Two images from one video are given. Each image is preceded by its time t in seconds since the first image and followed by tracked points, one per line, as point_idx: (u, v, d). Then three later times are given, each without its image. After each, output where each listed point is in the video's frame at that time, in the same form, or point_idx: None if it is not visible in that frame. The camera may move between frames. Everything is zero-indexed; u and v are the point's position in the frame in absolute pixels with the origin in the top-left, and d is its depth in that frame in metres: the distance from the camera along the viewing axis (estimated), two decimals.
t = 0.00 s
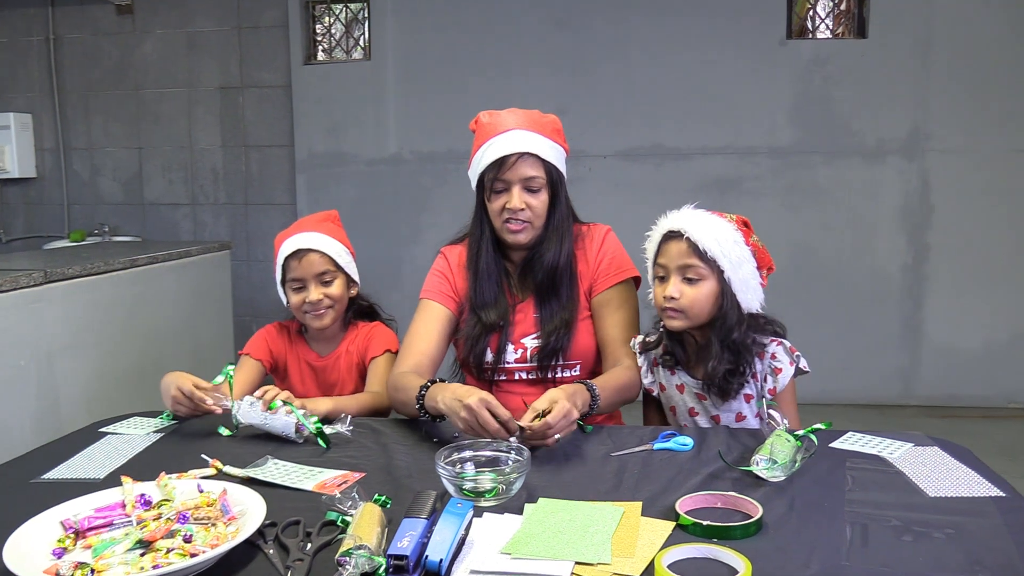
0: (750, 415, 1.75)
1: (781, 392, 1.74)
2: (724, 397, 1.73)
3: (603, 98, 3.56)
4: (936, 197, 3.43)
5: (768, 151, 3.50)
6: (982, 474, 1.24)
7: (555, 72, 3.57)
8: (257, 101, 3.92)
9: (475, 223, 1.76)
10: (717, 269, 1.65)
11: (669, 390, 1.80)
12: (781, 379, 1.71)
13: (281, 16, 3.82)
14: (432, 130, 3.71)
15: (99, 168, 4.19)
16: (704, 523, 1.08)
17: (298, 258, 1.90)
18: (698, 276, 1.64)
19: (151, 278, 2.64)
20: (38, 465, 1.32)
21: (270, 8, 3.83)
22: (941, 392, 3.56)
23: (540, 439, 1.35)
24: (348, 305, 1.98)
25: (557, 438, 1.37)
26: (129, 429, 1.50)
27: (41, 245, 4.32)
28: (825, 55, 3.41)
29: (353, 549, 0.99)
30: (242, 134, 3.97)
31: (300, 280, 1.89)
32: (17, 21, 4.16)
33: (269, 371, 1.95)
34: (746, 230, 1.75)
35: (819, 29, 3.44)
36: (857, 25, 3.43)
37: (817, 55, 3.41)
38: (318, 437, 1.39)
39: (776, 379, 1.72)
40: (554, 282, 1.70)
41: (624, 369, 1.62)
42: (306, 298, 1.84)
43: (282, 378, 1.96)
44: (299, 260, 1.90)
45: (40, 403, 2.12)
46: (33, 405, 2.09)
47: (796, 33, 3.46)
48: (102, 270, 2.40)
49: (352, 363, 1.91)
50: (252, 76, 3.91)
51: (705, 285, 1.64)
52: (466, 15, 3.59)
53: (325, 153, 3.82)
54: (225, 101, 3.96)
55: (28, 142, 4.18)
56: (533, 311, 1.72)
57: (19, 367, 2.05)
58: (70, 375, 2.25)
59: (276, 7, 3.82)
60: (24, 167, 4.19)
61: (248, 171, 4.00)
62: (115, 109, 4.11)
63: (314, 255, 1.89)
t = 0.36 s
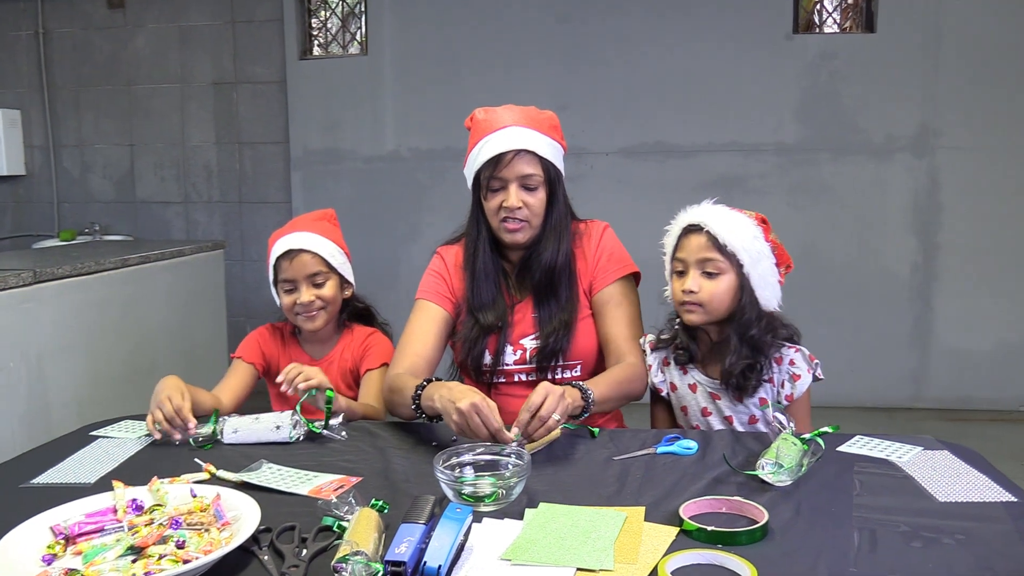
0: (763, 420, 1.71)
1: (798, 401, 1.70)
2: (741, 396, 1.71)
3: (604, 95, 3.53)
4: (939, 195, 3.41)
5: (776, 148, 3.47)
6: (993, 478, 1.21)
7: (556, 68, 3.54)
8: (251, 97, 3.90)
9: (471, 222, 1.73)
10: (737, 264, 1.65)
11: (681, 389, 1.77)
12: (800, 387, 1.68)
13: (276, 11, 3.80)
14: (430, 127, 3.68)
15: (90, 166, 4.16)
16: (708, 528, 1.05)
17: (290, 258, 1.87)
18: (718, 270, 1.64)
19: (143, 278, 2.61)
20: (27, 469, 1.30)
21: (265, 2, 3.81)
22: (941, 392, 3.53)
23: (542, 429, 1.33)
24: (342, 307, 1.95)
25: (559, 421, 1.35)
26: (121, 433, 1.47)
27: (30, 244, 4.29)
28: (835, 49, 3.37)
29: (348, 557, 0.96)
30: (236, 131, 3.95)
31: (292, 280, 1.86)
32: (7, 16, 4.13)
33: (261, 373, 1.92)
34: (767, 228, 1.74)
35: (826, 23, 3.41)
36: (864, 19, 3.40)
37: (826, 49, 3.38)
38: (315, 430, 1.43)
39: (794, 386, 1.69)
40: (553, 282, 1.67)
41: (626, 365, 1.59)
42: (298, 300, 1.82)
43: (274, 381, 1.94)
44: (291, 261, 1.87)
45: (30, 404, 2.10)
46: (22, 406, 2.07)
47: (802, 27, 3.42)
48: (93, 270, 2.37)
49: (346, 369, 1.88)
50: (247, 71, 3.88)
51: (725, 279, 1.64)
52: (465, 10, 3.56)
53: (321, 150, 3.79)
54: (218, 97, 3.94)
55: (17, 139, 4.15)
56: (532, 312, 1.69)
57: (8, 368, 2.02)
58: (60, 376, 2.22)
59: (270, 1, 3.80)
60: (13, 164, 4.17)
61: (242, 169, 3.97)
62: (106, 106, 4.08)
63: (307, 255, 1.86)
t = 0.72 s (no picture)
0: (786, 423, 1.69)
1: (822, 408, 1.73)
2: (770, 397, 1.71)
3: (604, 91, 3.51)
4: (940, 192, 3.38)
5: (780, 145, 3.44)
6: (1002, 482, 1.19)
7: (556, 64, 3.52)
8: (244, 93, 3.87)
9: (468, 222, 1.70)
10: (780, 266, 1.66)
11: (707, 388, 1.76)
12: (827, 394, 1.71)
13: (269, 5, 3.77)
14: (427, 124, 3.65)
15: (79, 163, 4.13)
16: (711, 533, 1.02)
17: (282, 258, 1.84)
18: (761, 273, 1.65)
19: (133, 277, 2.59)
20: (14, 473, 1.27)
21: None
22: (940, 393, 3.51)
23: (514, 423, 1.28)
24: (336, 307, 1.93)
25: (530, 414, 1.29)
26: (111, 436, 1.44)
27: (19, 243, 4.26)
28: (840, 44, 3.35)
29: (344, 564, 0.93)
30: (229, 128, 3.92)
31: (283, 280, 1.83)
32: None
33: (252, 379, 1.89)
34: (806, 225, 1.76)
35: (831, 18, 3.38)
36: (872, 13, 3.35)
37: (832, 44, 3.35)
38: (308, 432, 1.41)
39: (822, 393, 1.72)
40: (551, 283, 1.64)
41: (628, 353, 1.54)
42: (289, 300, 1.79)
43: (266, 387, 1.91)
44: (283, 260, 1.84)
45: (17, 406, 2.07)
46: (10, 408, 2.04)
47: (807, 21, 3.38)
48: (82, 270, 2.34)
49: (341, 373, 1.86)
50: (240, 67, 3.86)
51: (768, 283, 1.65)
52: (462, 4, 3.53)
53: (315, 147, 3.76)
54: (210, 92, 3.91)
55: (5, 136, 4.12)
56: (530, 313, 1.67)
57: None
58: (47, 378, 2.19)
59: None
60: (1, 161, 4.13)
61: (234, 166, 3.95)
62: (96, 102, 4.05)
63: (299, 254, 1.83)
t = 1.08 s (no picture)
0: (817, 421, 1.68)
1: (848, 406, 1.71)
2: (800, 396, 1.69)
3: (601, 88, 3.48)
4: (937, 190, 3.36)
5: (781, 142, 3.42)
6: (1008, 486, 1.17)
7: (553, 61, 3.49)
8: (233, 89, 3.84)
9: (461, 222, 1.68)
10: (805, 267, 1.65)
11: (733, 388, 1.73)
12: (854, 391, 1.70)
13: None
14: (420, 120, 3.62)
15: (63, 161, 4.10)
16: (710, 539, 1.00)
17: (266, 262, 1.80)
18: (788, 276, 1.64)
19: (120, 277, 2.56)
20: None
21: None
22: (937, 392, 3.50)
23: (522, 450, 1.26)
24: (324, 311, 1.90)
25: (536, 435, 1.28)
26: (98, 439, 1.41)
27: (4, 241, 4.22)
28: (842, 39, 3.32)
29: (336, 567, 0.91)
30: (218, 124, 3.89)
31: (270, 286, 1.80)
32: None
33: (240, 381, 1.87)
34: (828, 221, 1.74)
35: (834, 12, 3.36)
36: (875, 8, 3.34)
37: (833, 39, 3.33)
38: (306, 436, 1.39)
39: (848, 391, 1.71)
40: (546, 284, 1.62)
41: (627, 359, 1.52)
42: (276, 306, 1.76)
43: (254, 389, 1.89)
44: (268, 265, 1.80)
45: None
46: None
47: (809, 16, 3.37)
48: (67, 269, 2.32)
49: (330, 380, 1.83)
50: (229, 62, 3.82)
51: (796, 285, 1.64)
52: None
53: (306, 143, 3.74)
54: (198, 87, 3.87)
55: None
56: (525, 314, 1.64)
57: None
58: (31, 379, 2.16)
59: None
60: None
61: (223, 163, 3.91)
62: (81, 98, 4.02)
63: (284, 259, 1.80)
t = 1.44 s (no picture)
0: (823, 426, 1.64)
1: (856, 410, 1.68)
2: (806, 399, 1.66)
3: (601, 84, 3.45)
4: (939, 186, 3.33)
5: (790, 139, 3.39)
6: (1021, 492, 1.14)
7: (553, 56, 3.46)
8: (224, 83, 3.80)
9: (462, 219, 1.65)
10: (809, 264, 1.62)
11: (738, 389, 1.70)
12: (863, 395, 1.67)
13: None
14: (417, 117, 3.59)
15: (50, 157, 4.06)
16: (715, 545, 0.97)
17: (256, 264, 1.77)
18: (790, 274, 1.61)
19: (108, 277, 2.53)
20: None
21: None
22: (938, 393, 3.47)
23: (526, 457, 1.21)
24: (317, 310, 1.88)
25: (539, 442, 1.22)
26: (86, 444, 1.38)
27: None
28: (850, 32, 3.28)
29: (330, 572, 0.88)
30: (208, 120, 3.85)
31: (259, 288, 1.77)
32: None
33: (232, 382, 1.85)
34: (835, 218, 1.70)
35: (842, 4, 3.31)
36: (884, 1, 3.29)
37: (840, 32, 3.29)
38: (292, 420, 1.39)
39: (857, 395, 1.67)
40: (548, 284, 1.58)
41: (633, 361, 1.48)
42: (266, 310, 1.74)
43: (247, 389, 1.86)
44: (257, 267, 1.77)
45: None
46: None
47: (816, 8, 3.33)
48: (53, 269, 2.30)
49: (324, 378, 1.80)
50: (220, 56, 3.78)
51: (798, 282, 1.61)
52: None
53: (300, 140, 3.70)
54: (188, 81, 3.84)
55: None
56: (526, 315, 1.61)
57: None
58: (15, 381, 2.14)
59: None
60: None
61: (214, 160, 3.88)
62: (68, 92, 3.98)
63: (273, 261, 1.76)
